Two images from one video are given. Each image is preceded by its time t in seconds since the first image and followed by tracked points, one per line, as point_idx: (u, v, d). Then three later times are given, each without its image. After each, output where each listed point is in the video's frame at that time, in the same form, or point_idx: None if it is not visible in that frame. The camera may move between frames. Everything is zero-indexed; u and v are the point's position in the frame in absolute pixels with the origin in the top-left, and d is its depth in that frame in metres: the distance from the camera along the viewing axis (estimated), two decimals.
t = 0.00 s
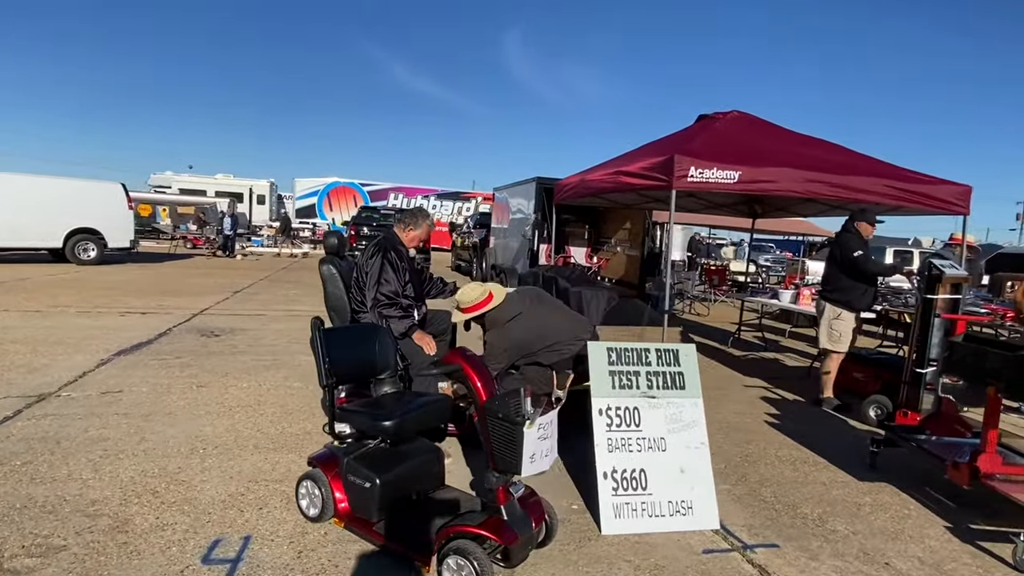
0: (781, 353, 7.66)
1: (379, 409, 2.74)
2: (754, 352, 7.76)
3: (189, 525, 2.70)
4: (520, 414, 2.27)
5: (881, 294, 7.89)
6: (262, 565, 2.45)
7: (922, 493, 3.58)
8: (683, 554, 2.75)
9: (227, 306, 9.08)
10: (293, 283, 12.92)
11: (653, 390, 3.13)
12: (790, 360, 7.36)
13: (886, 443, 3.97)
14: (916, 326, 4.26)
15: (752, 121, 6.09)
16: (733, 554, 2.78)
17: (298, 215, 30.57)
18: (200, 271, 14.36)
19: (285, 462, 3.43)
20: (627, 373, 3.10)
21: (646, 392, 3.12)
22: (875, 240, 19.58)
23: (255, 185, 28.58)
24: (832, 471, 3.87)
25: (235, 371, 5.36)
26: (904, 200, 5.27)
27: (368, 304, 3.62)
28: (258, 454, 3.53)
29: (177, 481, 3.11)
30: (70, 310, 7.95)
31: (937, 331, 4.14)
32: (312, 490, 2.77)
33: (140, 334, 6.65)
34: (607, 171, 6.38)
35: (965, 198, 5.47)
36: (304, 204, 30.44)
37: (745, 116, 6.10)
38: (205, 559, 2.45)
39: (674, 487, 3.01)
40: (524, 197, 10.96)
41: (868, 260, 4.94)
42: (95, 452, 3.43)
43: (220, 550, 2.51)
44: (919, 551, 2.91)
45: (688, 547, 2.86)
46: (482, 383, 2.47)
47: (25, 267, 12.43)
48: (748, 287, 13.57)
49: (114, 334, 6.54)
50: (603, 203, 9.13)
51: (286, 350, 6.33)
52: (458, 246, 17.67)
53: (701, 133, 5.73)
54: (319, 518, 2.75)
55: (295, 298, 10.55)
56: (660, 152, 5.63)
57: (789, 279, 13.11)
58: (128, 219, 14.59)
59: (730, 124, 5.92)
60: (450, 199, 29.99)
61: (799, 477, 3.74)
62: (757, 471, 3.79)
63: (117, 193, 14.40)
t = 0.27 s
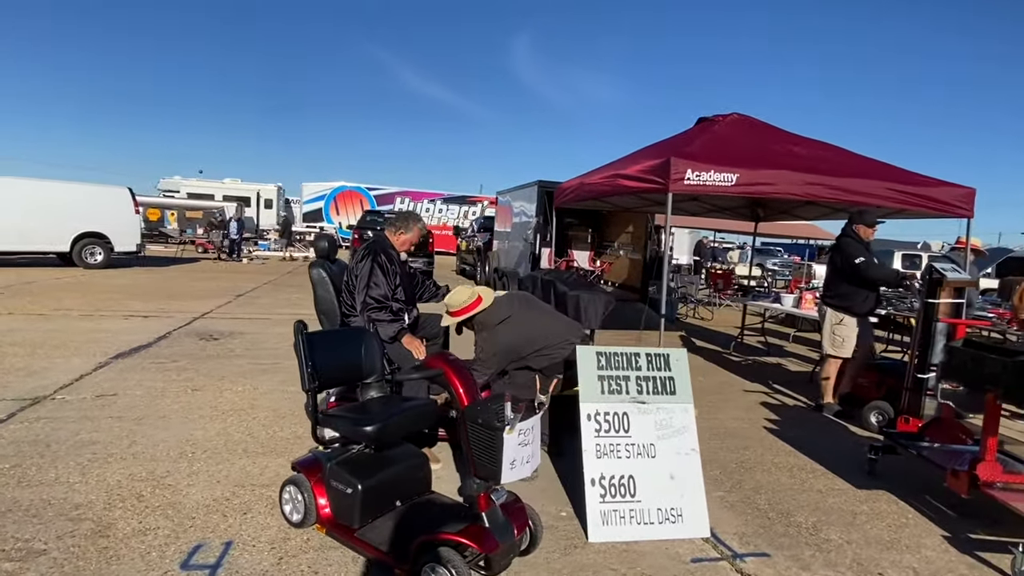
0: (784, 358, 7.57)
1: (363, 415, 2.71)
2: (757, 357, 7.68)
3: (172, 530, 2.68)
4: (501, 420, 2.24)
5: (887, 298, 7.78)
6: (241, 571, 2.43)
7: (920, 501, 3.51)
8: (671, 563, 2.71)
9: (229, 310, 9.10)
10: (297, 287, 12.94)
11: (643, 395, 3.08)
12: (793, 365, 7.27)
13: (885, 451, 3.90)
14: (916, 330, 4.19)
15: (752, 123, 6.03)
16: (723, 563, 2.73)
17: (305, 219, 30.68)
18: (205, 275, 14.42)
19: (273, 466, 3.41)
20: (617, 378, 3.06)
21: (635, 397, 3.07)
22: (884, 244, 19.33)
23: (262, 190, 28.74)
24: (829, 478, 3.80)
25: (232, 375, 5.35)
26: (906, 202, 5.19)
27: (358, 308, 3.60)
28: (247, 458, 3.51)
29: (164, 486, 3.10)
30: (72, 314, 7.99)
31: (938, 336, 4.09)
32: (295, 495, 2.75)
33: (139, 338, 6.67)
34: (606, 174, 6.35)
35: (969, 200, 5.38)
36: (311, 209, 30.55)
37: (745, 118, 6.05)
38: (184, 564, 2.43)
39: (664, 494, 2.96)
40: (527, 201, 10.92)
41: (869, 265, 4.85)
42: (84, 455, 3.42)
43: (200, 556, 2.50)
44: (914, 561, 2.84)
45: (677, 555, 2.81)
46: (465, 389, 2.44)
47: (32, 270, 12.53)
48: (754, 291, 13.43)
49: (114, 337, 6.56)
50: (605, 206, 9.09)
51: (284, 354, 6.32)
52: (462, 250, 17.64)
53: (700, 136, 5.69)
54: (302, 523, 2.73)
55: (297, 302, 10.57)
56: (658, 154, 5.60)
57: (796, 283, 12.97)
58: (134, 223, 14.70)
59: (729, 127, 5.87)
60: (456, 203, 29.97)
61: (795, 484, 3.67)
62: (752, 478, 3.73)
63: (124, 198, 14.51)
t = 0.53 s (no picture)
0: (788, 364, 7.50)
1: (352, 421, 2.69)
2: (761, 362, 7.61)
3: (162, 534, 2.67)
4: (488, 426, 2.22)
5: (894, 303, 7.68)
6: None
7: (923, 510, 3.43)
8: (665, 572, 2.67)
9: (233, 314, 9.13)
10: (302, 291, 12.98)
11: (638, 401, 3.04)
12: (798, 370, 7.19)
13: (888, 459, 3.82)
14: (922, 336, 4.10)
15: (754, 127, 5.98)
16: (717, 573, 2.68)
17: (313, 223, 30.82)
18: (211, 279, 14.49)
19: (267, 471, 3.40)
20: (611, 383, 3.02)
21: (630, 403, 3.03)
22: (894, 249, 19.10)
23: (270, 194, 28.94)
24: (829, 486, 3.74)
25: (231, 379, 5.35)
26: (911, 206, 5.13)
27: (353, 313, 3.58)
28: (241, 463, 3.50)
29: (156, 490, 3.09)
30: (78, 318, 8.04)
31: (942, 340, 4.01)
32: (284, 500, 2.74)
33: (142, 341, 6.69)
34: (607, 178, 6.32)
35: (976, 204, 5.29)
36: (318, 213, 30.68)
37: (747, 122, 6.01)
38: (170, 570, 2.41)
39: (658, 501, 2.92)
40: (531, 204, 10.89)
41: (872, 268, 4.77)
42: (79, 459, 3.42)
43: (188, 561, 2.48)
44: (914, 571, 2.78)
45: (670, 564, 2.77)
46: (454, 395, 2.42)
47: (41, 275, 12.65)
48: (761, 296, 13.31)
49: (116, 341, 6.58)
50: (608, 210, 9.04)
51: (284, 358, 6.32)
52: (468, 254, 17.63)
53: (702, 140, 5.64)
54: (291, 529, 2.71)
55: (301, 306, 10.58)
56: (659, 158, 5.57)
57: (803, 288, 12.85)
58: (142, 227, 14.82)
59: (731, 130, 5.83)
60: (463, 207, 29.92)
61: (795, 492, 3.61)
62: (751, 485, 3.68)
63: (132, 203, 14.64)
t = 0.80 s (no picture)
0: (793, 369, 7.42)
1: (344, 426, 2.68)
2: (765, 368, 7.54)
3: (154, 538, 2.67)
4: (477, 431, 2.20)
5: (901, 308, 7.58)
6: None
7: (926, 519, 3.38)
8: None
9: (237, 318, 9.16)
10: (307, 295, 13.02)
11: (634, 406, 3.01)
12: (804, 376, 7.09)
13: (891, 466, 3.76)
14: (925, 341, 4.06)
15: (757, 130, 5.94)
16: None
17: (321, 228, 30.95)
18: (218, 283, 14.58)
19: (263, 475, 3.39)
20: (607, 388, 2.99)
21: (626, 409, 2.99)
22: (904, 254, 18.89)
23: (278, 199, 29.11)
24: (831, 494, 3.68)
25: (232, 382, 5.36)
26: (915, 210, 5.07)
27: (350, 318, 3.57)
28: (237, 466, 3.50)
29: (151, 494, 3.09)
30: (84, 321, 8.10)
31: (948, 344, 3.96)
32: (277, 505, 2.73)
33: (146, 345, 6.72)
34: (609, 182, 6.30)
35: (982, 208, 5.22)
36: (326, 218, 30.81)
37: (750, 126, 5.98)
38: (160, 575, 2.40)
39: (654, 508, 2.88)
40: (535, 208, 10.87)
41: (876, 272, 4.74)
42: (75, 462, 3.43)
43: (178, 566, 2.47)
44: None
45: (666, 573, 2.73)
46: (445, 400, 2.40)
47: (50, 278, 12.78)
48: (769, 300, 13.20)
49: (120, 345, 6.62)
50: (612, 214, 9.00)
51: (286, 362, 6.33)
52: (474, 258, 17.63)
53: (703, 143, 5.61)
54: (283, 533, 2.71)
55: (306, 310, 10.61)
56: (660, 161, 5.54)
57: (811, 293, 12.73)
58: (150, 231, 14.94)
59: (734, 134, 5.79)
60: (469, 212, 29.90)
61: (796, 500, 3.56)
62: (751, 492, 3.63)
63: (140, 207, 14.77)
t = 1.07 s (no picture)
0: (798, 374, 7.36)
1: (341, 430, 2.66)
2: (770, 373, 7.48)
3: (150, 543, 2.66)
4: (472, 437, 2.19)
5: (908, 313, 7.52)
6: None
7: (932, 528, 3.33)
8: None
9: (241, 321, 9.19)
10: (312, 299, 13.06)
11: (634, 412, 2.97)
12: (809, 382, 7.04)
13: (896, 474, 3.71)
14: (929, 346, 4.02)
15: (761, 135, 5.91)
16: None
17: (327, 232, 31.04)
18: (224, 287, 14.65)
19: (261, 480, 3.39)
20: (606, 394, 2.97)
21: (626, 415, 2.96)
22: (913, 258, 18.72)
23: (285, 203, 29.24)
24: (835, 501, 3.64)
25: (234, 386, 5.37)
26: (920, 214, 5.02)
27: (350, 322, 3.57)
28: (236, 471, 3.50)
29: (149, 498, 3.09)
30: (90, 325, 8.15)
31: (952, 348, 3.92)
32: (274, 510, 2.72)
33: (150, 348, 6.75)
34: (611, 186, 6.29)
35: (989, 212, 5.16)
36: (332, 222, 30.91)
37: (754, 130, 5.95)
38: None
39: (654, 515, 2.85)
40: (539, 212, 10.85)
41: (878, 276, 4.69)
42: (75, 466, 3.43)
43: (173, 571, 2.46)
44: None
45: None
46: (440, 406, 2.38)
47: (58, 282, 12.87)
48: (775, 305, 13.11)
49: (125, 348, 6.65)
50: (616, 219, 8.98)
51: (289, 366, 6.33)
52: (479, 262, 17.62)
53: (706, 147, 5.59)
54: (280, 539, 2.70)
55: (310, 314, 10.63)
56: (663, 166, 5.52)
57: (816, 297, 12.65)
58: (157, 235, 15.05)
59: (737, 138, 5.76)
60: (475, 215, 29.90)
61: (799, 507, 3.52)
62: (753, 499, 3.59)
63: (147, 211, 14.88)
